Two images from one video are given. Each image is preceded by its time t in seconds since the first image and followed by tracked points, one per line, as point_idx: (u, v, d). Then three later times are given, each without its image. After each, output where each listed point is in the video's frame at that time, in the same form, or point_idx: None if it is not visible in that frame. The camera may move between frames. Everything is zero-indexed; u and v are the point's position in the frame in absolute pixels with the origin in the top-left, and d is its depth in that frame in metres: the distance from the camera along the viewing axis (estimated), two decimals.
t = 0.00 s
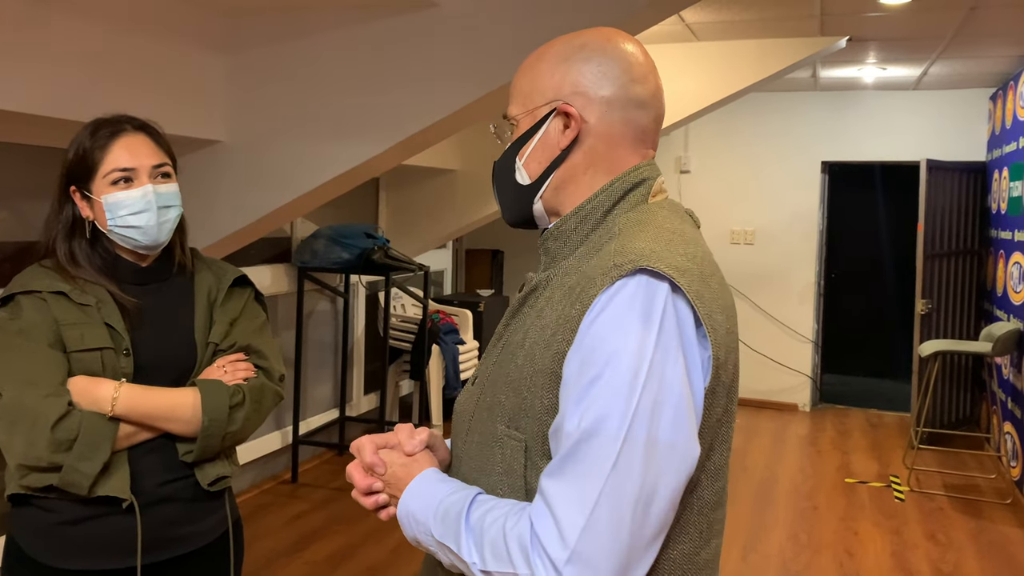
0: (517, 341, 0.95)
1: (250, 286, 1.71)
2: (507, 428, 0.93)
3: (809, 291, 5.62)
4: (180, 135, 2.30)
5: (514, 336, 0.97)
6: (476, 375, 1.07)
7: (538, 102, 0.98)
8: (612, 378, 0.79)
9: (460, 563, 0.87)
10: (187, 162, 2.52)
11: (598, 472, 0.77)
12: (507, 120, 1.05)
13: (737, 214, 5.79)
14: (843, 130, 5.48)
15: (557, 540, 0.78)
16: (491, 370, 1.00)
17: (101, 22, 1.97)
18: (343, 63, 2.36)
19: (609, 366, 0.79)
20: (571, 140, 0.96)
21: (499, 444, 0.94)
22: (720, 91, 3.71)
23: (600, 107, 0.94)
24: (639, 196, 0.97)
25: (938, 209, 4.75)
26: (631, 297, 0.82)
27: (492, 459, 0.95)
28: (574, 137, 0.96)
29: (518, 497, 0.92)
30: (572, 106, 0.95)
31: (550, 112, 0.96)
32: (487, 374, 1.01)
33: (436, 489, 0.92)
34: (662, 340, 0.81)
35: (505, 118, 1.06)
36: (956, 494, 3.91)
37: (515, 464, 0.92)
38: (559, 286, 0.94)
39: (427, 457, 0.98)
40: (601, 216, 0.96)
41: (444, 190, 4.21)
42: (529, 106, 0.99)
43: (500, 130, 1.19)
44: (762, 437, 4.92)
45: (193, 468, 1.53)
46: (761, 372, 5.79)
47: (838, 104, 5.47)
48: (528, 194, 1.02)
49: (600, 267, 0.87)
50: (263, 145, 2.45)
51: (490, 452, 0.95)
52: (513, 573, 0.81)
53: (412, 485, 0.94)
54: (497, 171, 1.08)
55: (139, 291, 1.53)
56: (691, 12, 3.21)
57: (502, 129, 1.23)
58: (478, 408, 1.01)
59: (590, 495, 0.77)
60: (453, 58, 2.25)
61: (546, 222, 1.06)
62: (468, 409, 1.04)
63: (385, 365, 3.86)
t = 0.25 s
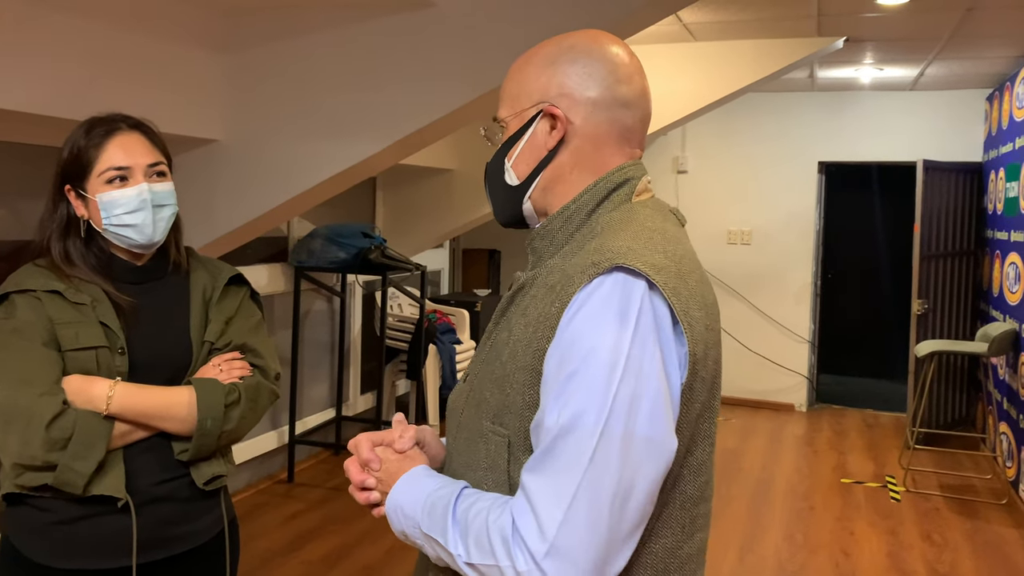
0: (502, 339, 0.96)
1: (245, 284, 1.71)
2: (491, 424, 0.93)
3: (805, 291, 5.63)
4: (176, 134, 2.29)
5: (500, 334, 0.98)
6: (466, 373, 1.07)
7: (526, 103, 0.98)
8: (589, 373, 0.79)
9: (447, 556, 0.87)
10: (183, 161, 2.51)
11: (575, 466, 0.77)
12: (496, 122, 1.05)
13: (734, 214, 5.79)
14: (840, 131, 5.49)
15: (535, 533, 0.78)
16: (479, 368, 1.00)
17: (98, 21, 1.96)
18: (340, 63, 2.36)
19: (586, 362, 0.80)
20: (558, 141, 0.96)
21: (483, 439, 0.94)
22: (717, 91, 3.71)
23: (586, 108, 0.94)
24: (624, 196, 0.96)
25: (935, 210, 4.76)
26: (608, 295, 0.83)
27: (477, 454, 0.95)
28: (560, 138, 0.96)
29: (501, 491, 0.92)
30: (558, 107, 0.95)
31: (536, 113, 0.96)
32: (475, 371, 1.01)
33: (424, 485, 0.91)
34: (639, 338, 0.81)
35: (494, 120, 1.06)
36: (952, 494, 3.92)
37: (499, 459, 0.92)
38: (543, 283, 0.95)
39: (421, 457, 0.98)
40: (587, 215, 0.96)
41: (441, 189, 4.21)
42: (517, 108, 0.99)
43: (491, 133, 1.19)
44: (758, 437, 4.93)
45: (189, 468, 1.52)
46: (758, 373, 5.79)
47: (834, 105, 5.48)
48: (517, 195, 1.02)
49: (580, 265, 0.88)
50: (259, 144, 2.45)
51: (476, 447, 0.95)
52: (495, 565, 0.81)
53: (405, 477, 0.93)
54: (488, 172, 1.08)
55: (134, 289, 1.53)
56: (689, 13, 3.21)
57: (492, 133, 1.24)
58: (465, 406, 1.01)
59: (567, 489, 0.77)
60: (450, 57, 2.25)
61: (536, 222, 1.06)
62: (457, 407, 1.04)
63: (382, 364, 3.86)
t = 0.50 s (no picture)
0: (490, 340, 0.96)
1: (243, 282, 1.71)
2: (480, 422, 0.94)
3: (803, 292, 5.63)
4: (175, 134, 2.29)
5: (488, 334, 0.98)
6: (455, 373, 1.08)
7: (511, 105, 0.98)
8: (574, 372, 0.79)
9: (441, 554, 0.87)
10: (182, 161, 2.52)
11: (564, 464, 0.78)
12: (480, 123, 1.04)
13: (732, 215, 5.80)
14: (838, 131, 5.49)
15: (531, 530, 0.78)
16: (468, 368, 1.00)
17: (97, 20, 1.96)
18: (339, 62, 2.36)
19: (570, 362, 0.80)
20: (545, 142, 0.97)
21: (473, 438, 0.95)
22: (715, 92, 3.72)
23: (571, 110, 0.95)
24: (606, 196, 0.97)
25: (933, 210, 4.77)
26: (589, 293, 0.83)
27: (468, 452, 0.95)
28: (547, 139, 0.96)
29: (492, 489, 0.92)
30: (545, 108, 0.95)
31: (523, 115, 0.96)
32: (465, 371, 1.01)
33: (414, 484, 0.92)
34: (623, 336, 0.81)
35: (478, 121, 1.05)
36: (950, 494, 3.92)
37: (489, 456, 0.92)
38: (529, 282, 0.95)
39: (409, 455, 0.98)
40: (570, 215, 0.96)
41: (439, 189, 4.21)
42: (502, 109, 0.99)
43: (473, 134, 1.19)
44: (756, 437, 4.93)
45: (186, 466, 1.52)
46: (755, 373, 5.80)
47: (832, 105, 5.48)
48: (503, 196, 1.03)
49: (563, 265, 0.88)
50: (258, 144, 2.45)
51: (466, 445, 0.96)
52: (491, 562, 0.81)
53: (395, 474, 0.94)
54: (472, 173, 1.08)
55: (132, 288, 1.53)
56: (686, 13, 3.21)
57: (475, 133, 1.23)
58: (455, 406, 1.02)
59: (559, 487, 0.78)
60: (449, 57, 2.25)
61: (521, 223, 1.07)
62: (448, 405, 1.05)
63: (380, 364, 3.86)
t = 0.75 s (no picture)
0: (484, 341, 0.96)
1: (242, 281, 1.71)
2: (475, 420, 0.93)
3: (803, 292, 5.63)
4: (175, 134, 2.29)
5: (482, 335, 0.98)
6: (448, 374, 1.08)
7: (493, 110, 0.98)
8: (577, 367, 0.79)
9: (456, 567, 0.86)
10: (181, 161, 2.52)
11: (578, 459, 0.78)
12: (466, 128, 1.05)
13: (732, 215, 5.80)
14: (838, 132, 5.49)
15: (559, 530, 0.78)
16: (461, 367, 1.00)
17: (97, 20, 1.96)
18: (339, 62, 2.36)
19: (571, 358, 0.80)
20: (526, 146, 0.96)
21: (468, 436, 0.94)
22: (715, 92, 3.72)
23: (551, 113, 0.95)
24: (591, 195, 0.97)
25: (932, 210, 4.76)
26: (584, 289, 0.83)
27: (462, 450, 0.95)
28: (528, 142, 0.96)
29: (488, 486, 0.91)
30: (524, 112, 0.95)
31: (504, 119, 0.96)
32: (459, 370, 1.01)
33: (401, 498, 0.90)
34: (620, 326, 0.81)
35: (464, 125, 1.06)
36: (949, 494, 3.92)
37: (485, 453, 0.91)
38: (521, 282, 0.95)
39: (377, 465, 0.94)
40: (557, 214, 0.97)
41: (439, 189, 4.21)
42: (484, 114, 0.99)
43: (463, 137, 1.19)
44: (755, 437, 4.93)
45: (185, 466, 1.52)
46: (754, 373, 5.80)
47: (832, 105, 5.49)
48: (489, 199, 1.03)
49: (552, 262, 0.88)
50: (258, 143, 2.45)
51: (460, 444, 0.95)
52: (518, 565, 0.81)
53: (373, 495, 0.91)
54: (459, 178, 1.08)
55: (130, 287, 1.53)
56: (686, 13, 3.21)
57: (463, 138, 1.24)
58: (450, 405, 1.01)
59: (576, 481, 0.78)
60: (450, 57, 2.25)
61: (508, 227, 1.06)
62: (443, 405, 1.05)
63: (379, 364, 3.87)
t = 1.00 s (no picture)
0: (485, 339, 0.96)
1: (241, 281, 1.71)
2: (476, 419, 0.93)
3: (803, 292, 5.63)
4: (175, 133, 2.30)
5: (483, 333, 0.98)
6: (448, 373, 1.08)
7: (490, 111, 0.98)
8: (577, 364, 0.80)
9: (457, 561, 0.86)
10: (182, 161, 2.52)
11: (579, 453, 0.78)
12: (463, 130, 1.05)
13: (732, 215, 5.80)
14: (839, 131, 5.49)
15: (559, 523, 0.78)
16: (462, 366, 1.00)
17: (97, 19, 1.96)
18: (339, 62, 2.36)
19: (572, 353, 0.80)
20: (523, 147, 0.97)
21: (469, 434, 0.94)
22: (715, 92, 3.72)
23: (548, 115, 0.95)
24: (591, 194, 0.97)
25: (933, 210, 4.76)
26: (586, 285, 0.84)
27: (464, 448, 0.95)
28: (525, 144, 0.97)
29: (490, 483, 0.92)
30: (522, 114, 0.96)
31: (500, 122, 0.97)
32: (460, 369, 1.01)
33: (403, 494, 0.90)
34: (619, 324, 0.82)
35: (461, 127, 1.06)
36: (950, 494, 3.92)
37: (487, 451, 0.92)
38: (522, 280, 0.95)
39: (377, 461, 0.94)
40: (558, 213, 0.97)
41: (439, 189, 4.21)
42: (481, 116, 0.99)
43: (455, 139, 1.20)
44: (755, 437, 4.93)
45: (185, 465, 1.53)
46: (755, 373, 5.80)
47: (832, 105, 5.48)
48: (487, 200, 1.03)
49: (554, 260, 0.88)
50: (258, 143, 2.45)
51: (462, 442, 0.95)
52: (520, 559, 0.81)
53: (373, 494, 0.91)
54: (456, 180, 1.09)
55: (130, 286, 1.53)
56: (687, 13, 3.21)
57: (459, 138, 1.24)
58: (450, 404, 1.01)
59: (578, 476, 0.78)
60: (450, 57, 2.25)
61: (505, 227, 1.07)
62: (443, 405, 1.05)
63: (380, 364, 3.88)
